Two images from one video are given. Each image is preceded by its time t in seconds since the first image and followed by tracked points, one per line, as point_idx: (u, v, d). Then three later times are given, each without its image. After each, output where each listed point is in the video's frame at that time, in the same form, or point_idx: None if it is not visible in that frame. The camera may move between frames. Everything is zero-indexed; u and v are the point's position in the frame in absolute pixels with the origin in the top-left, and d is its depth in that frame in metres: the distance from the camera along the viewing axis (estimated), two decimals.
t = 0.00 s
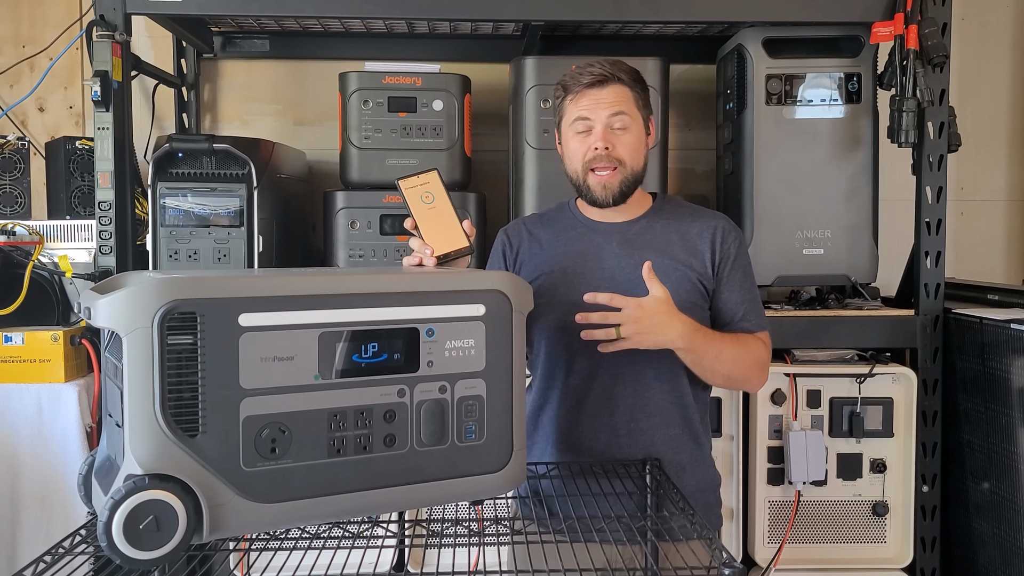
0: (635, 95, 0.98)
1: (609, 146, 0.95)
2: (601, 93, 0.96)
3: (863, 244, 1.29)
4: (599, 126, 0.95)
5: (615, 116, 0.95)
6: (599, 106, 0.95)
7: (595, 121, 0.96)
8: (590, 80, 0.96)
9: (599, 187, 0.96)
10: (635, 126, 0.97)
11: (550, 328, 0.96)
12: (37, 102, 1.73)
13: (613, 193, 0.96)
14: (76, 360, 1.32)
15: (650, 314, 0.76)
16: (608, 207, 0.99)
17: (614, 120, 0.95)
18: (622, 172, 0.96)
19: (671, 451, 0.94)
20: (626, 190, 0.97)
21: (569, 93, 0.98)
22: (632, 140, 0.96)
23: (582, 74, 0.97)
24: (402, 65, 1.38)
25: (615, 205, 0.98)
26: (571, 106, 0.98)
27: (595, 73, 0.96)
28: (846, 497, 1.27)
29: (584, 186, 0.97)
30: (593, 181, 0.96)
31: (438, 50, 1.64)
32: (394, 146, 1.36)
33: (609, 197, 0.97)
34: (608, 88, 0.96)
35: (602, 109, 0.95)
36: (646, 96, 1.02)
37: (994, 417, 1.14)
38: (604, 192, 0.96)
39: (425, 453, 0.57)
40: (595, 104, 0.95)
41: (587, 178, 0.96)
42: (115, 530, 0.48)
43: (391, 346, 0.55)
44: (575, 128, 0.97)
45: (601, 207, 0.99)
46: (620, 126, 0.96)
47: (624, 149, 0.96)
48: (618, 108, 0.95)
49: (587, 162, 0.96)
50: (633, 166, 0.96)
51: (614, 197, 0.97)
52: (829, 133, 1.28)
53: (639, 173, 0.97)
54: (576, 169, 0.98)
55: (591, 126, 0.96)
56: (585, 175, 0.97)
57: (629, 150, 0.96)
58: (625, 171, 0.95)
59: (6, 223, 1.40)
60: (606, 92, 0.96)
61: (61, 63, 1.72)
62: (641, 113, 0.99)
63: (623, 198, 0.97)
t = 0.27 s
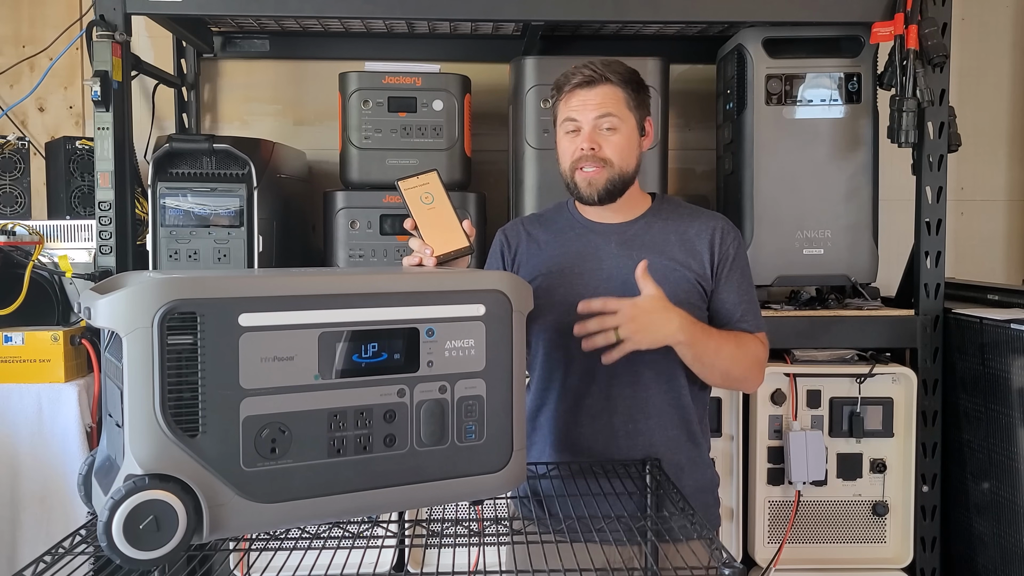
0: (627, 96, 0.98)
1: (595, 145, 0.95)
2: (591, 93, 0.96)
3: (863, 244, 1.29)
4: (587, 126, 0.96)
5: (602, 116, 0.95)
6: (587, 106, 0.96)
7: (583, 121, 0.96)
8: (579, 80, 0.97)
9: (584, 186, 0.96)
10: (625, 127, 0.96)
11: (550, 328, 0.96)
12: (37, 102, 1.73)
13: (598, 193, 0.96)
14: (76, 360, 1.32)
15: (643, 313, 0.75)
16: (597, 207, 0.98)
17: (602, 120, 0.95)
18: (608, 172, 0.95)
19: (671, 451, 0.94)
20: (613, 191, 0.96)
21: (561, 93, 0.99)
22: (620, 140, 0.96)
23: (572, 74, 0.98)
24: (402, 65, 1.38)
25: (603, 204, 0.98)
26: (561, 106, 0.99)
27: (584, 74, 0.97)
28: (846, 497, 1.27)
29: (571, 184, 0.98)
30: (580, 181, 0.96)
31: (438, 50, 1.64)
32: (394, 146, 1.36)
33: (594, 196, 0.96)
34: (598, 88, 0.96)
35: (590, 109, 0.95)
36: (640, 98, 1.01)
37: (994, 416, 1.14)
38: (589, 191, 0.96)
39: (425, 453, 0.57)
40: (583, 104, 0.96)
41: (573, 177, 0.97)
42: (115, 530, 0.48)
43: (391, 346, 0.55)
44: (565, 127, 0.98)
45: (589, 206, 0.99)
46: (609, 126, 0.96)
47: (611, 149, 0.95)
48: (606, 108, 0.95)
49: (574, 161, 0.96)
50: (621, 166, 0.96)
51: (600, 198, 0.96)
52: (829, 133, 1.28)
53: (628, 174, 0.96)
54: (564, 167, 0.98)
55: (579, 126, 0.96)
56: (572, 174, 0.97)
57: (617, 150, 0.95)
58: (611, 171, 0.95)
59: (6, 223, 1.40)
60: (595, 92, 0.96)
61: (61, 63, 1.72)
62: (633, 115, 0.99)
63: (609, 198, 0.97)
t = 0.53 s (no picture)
0: (626, 98, 0.98)
1: (591, 146, 0.96)
2: (589, 94, 0.97)
3: (863, 244, 1.29)
4: (584, 127, 0.97)
5: (599, 118, 0.96)
6: (585, 107, 0.96)
7: (581, 122, 0.97)
8: (578, 80, 0.98)
9: (579, 186, 0.97)
10: (622, 129, 0.97)
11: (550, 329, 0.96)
12: (37, 102, 1.73)
13: (593, 196, 0.96)
14: (76, 360, 1.32)
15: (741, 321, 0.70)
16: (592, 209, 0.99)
17: (598, 122, 0.96)
18: (603, 173, 0.96)
19: (670, 451, 0.93)
20: (608, 195, 0.96)
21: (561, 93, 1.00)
22: (616, 142, 0.96)
23: (572, 75, 0.99)
24: (402, 65, 1.38)
25: (598, 206, 0.98)
26: (561, 106, 0.99)
27: (583, 75, 0.98)
28: (846, 497, 1.27)
29: (567, 184, 0.98)
30: (575, 181, 0.97)
31: (438, 50, 1.64)
32: (394, 146, 1.36)
33: (589, 197, 0.97)
34: (596, 89, 0.97)
35: (588, 110, 0.96)
36: (640, 99, 1.01)
37: (994, 416, 1.14)
38: (584, 192, 0.97)
39: (425, 453, 0.57)
40: (582, 105, 0.97)
41: (569, 177, 0.98)
42: (115, 530, 0.48)
43: (391, 346, 0.55)
44: (563, 127, 0.99)
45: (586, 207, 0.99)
46: (605, 128, 0.96)
47: (607, 151, 0.96)
48: (603, 109, 0.96)
49: (570, 161, 0.97)
50: (617, 169, 0.96)
51: (595, 201, 0.97)
52: (829, 133, 1.28)
53: (623, 175, 0.97)
54: (562, 168, 0.99)
55: (577, 126, 0.97)
56: (569, 174, 0.98)
57: (613, 151, 0.96)
58: (606, 173, 0.95)
59: (6, 223, 1.40)
60: (594, 93, 0.97)
61: (61, 63, 1.72)
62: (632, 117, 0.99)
63: (604, 199, 0.97)
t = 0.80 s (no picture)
0: (632, 96, 0.98)
1: (598, 143, 0.96)
2: (596, 91, 0.97)
3: (863, 244, 1.29)
4: (591, 124, 0.97)
5: (606, 115, 0.96)
6: (592, 105, 0.96)
7: (588, 119, 0.97)
8: (585, 77, 0.98)
9: (585, 182, 0.96)
10: (629, 127, 0.97)
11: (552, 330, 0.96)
12: (37, 102, 1.73)
13: (599, 192, 0.96)
14: (76, 360, 1.32)
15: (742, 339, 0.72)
16: (596, 205, 0.98)
17: (606, 119, 0.96)
18: (609, 170, 0.95)
19: (669, 451, 0.93)
20: (613, 191, 0.96)
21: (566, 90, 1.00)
22: (623, 140, 0.96)
23: (579, 72, 0.98)
24: (402, 65, 1.38)
25: (603, 202, 0.98)
26: (565, 103, 0.99)
27: (590, 72, 0.97)
28: (846, 498, 1.27)
29: (572, 181, 0.98)
30: (581, 178, 0.96)
31: (438, 50, 1.64)
32: (394, 146, 1.36)
33: (595, 193, 0.96)
34: (603, 87, 0.97)
35: (595, 108, 0.96)
36: (645, 99, 1.02)
37: (994, 416, 1.14)
38: (590, 188, 0.96)
39: (425, 453, 0.57)
40: (588, 102, 0.97)
41: (575, 173, 0.97)
42: (115, 530, 0.48)
43: (391, 346, 0.55)
44: (568, 123, 0.98)
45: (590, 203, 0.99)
46: (612, 125, 0.96)
47: (614, 148, 0.96)
48: (610, 107, 0.96)
49: (576, 157, 0.97)
50: (622, 166, 0.96)
51: (600, 197, 0.96)
52: (829, 133, 1.28)
53: (629, 173, 0.97)
54: (566, 164, 0.99)
55: (583, 123, 0.97)
56: (574, 170, 0.97)
57: (619, 149, 0.96)
58: (612, 169, 0.95)
59: (6, 223, 1.40)
60: (601, 90, 0.97)
61: (61, 63, 1.72)
62: (638, 116, 0.99)
63: (610, 197, 0.97)
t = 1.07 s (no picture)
0: (643, 93, 1.00)
1: (619, 136, 0.96)
2: (612, 85, 0.97)
3: (863, 244, 1.29)
4: (610, 117, 0.97)
5: (626, 109, 0.96)
6: (611, 98, 0.97)
7: (606, 112, 0.97)
8: (603, 71, 0.98)
9: (605, 175, 0.95)
10: (643, 122, 0.99)
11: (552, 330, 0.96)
12: (37, 102, 1.73)
13: (619, 184, 0.96)
14: (76, 360, 1.32)
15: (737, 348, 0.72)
16: (612, 198, 0.98)
17: (625, 113, 0.97)
18: (628, 163, 0.96)
19: (669, 451, 0.93)
20: (631, 184, 0.97)
21: (580, 84, 0.99)
22: (639, 134, 0.98)
23: (595, 65, 0.98)
24: (402, 65, 1.38)
25: (619, 195, 0.98)
26: (581, 96, 0.98)
27: (607, 66, 0.98)
28: (846, 498, 1.27)
29: (589, 174, 0.97)
30: (601, 169, 0.95)
31: (438, 50, 1.64)
32: (394, 146, 1.36)
33: (615, 186, 0.96)
34: (620, 82, 0.98)
35: (614, 101, 0.97)
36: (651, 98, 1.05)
37: (994, 416, 1.14)
38: (610, 180, 0.95)
39: (425, 453, 0.57)
40: (607, 95, 0.97)
41: (594, 166, 0.96)
42: (115, 530, 0.48)
43: (391, 346, 0.55)
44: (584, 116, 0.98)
45: (605, 197, 0.98)
46: (629, 119, 0.97)
47: (632, 141, 0.97)
48: (629, 101, 0.97)
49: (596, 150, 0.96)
50: (639, 160, 0.97)
51: (619, 189, 0.96)
52: (829, 133, 1.28)
53: (644, 167, 0.98)
54: (582, 158, 0.97)
55: (601, 117, 0.97)
56: (592, 163, 0.96)
57: (637, 143, 0.97)
58: (632, 162, 0.96)
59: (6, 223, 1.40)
60: (618, 85, 0.97)
61: (61, 63, 1.72)
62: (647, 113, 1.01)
63: (627, 189, 0.97)
